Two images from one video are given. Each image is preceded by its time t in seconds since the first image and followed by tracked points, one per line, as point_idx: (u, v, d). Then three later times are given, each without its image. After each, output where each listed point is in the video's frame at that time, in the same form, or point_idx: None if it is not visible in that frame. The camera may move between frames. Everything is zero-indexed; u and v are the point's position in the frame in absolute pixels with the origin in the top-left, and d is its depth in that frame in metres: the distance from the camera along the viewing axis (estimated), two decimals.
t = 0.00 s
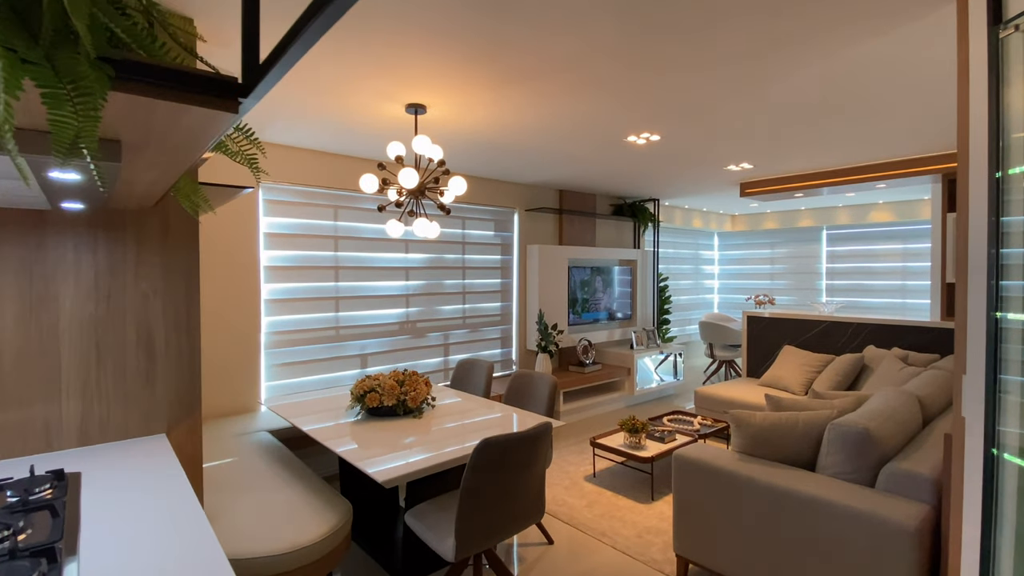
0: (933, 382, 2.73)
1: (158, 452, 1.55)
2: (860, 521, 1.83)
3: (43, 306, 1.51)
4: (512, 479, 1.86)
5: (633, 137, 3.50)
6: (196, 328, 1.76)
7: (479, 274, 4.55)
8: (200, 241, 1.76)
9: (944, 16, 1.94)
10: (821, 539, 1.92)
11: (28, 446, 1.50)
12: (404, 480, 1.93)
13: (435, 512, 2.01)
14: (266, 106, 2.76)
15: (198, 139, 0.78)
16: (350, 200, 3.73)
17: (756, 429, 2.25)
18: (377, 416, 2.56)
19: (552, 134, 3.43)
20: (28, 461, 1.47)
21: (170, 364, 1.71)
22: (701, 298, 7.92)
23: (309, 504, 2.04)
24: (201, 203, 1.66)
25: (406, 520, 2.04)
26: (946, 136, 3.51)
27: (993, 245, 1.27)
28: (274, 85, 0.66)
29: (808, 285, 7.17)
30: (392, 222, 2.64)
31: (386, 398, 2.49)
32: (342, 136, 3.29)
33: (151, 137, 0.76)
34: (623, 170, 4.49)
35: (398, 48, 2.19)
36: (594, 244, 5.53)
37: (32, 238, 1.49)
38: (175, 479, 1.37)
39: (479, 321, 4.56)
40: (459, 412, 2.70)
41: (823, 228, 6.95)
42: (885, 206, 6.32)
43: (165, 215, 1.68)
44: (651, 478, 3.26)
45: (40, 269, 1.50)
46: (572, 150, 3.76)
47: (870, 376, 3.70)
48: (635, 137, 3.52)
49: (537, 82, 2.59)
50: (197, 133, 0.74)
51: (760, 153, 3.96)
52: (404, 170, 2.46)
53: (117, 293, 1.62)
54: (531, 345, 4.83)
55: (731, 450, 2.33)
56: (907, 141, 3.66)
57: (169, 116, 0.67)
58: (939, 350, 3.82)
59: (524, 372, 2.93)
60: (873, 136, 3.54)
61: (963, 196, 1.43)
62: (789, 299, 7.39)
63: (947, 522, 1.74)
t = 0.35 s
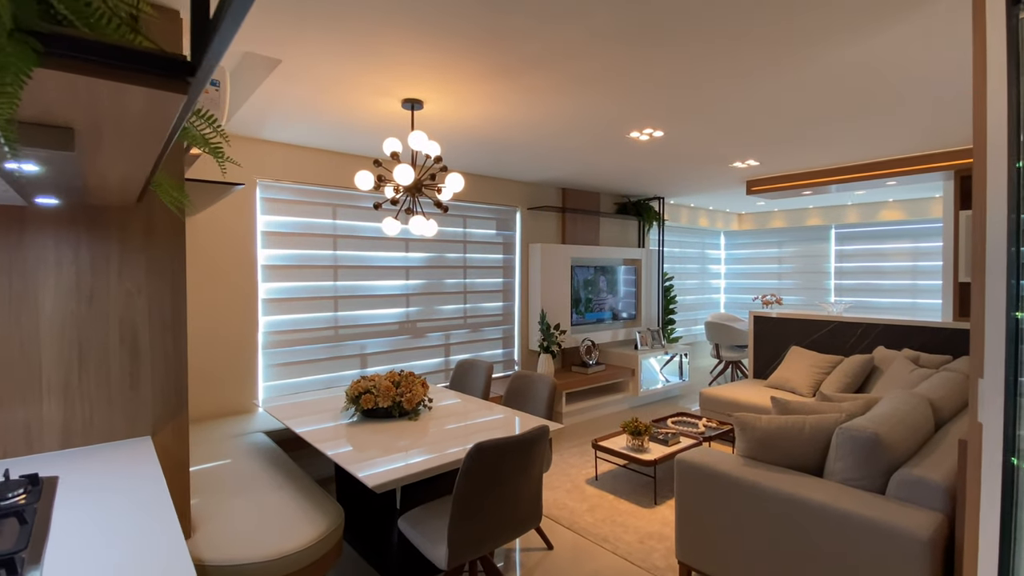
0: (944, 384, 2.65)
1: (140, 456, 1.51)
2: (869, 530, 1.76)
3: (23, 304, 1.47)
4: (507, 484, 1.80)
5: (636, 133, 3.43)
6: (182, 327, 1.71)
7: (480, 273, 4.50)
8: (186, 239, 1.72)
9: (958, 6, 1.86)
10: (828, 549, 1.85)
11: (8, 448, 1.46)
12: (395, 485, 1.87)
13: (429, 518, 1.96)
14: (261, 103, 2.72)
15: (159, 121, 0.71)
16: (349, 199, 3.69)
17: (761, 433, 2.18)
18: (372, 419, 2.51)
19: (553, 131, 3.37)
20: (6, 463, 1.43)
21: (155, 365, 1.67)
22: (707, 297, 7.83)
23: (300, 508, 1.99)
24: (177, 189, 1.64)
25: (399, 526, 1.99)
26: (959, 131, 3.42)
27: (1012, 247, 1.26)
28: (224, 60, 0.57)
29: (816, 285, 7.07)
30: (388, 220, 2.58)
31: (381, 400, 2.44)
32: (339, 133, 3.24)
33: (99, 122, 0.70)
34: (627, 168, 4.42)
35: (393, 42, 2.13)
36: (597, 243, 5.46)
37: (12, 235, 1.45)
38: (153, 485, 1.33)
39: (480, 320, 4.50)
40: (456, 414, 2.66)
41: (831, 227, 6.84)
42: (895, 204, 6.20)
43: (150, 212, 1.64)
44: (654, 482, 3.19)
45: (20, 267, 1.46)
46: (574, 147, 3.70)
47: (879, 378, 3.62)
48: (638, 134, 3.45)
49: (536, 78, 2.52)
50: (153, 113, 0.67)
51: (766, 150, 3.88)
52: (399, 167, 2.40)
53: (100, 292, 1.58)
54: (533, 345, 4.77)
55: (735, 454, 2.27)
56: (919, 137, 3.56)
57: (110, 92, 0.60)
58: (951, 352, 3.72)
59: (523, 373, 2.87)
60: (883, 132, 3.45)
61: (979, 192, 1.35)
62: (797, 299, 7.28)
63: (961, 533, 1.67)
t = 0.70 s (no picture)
0: (972, 390, 2.51)
1: (130, 460, 1.49)
2: (888, 547, 1.65)
3: (14, 305, 1.46)
4: (505, 491, 1.75)
5: (647, 130, 3.34)
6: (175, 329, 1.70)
7: (489, 273, 4.45)
8: (180, 240, 1.70)
9: None
10: (845, 565, 1.75)
11: None
12: (391, 490, 1.82)
13: (428, 525, 1.91)
14: (264, 103, 2.70)
15: (104, 109, 0.66)
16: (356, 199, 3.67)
17: (774, 441, 2.08)
18: (373, 422, 2.47)
19: (561, 129, 3.30)
20: None
21: (148, 367, 1.65)
22: (724, 298, 7.66)
23: (297, 513, 1.96)
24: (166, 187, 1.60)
25: (398, 532, 1.94)
26: (988, 124, 3.25)
27: None
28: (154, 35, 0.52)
29: (838, 285, 6.86)
30: (391, 220, 2.54)
31: (382, 403, 2.40)
32: (345, 132, 3.22)
33: (43, 112, 0.66)
34: (639, 166, 4.33)
35: (392, 41, 2.09)
36: (610, 242, 5.37)
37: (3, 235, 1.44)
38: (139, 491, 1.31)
39: (489, 322, 4.45)
40: (459, 417, 2.61)
41: (853, 225, 6.64)
42: (921, 201, 5.98)
43: (142, 212, 1.62)
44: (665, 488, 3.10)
45: (11, 268, 1.45)
46: (583, 144, 3.62)
47: (902, 382, 3.47)
48: (649, 130, 3.36)
49: (541, 75, 2.46)
50: (93, 102, 0.63)
51: (783, 146, 3.75)
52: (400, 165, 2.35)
53: (92, 293, 1.56)
54: (544, 346, 4.71)
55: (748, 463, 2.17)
56: (944, 130, 3.40)
57: (41, 80, 0.55)
58: (980, 356, 3.55)
59: (528, 376, 2.80)
60: (906, 126, 3.30)
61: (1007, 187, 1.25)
62: (818, 299, 7.08)
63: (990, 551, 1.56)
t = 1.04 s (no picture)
0: None
1: (141, 462, 1.50)
2: None
3: (32, 310, 1.49)
4: (515, 503, 1.69)
5: (672, 127, 3.23)
6: (188, 331, 1.71)
7: (512, 275, 4.40)
8: (193, 244, 1.72)
9: None
10: None
11: (16, 451, 1.48)
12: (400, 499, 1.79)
13: (439, 534, 1.87)
14: (284, 107, 2.73)
15: (69, 116, 0.65)
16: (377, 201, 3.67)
17: (804, 455, 1.96)
18: (389, 425, 2.46)
19: (583, 128, 3.22)
20: (15, 466, 1.45)
21: (161, 371, 1.67)
22: (757, 300, 7.40)
23: (309, 517, 1.96)
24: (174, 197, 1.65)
25: (409, 540, 1.91)
26: None
27: None
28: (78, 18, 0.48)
29: (880, 287, 6.53)
30: (407, 222, 2.52)
31: (397, 407, 2.39)
32: (365, 135, 3.22)
33: (8, 119, 0.65)
34: (665, 164, 4.20)
35: (405, 44, 2.06)
36: (636, 243, 5.24)
37: (20, 239, 1.47)
38: (142, 494, 1.31)
39: (512, 324, 4.40)
40: (475, 422, 2.57)
41: (897, 224, 6.30)
42: (971, 198, 5.63)
43: (155, 217, 1.64)
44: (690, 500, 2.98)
45: (28, 272, 1.48)
46: (606, 143, 3.53)
47: (950, 392, 3.25)
48: (674, 127, 3.24)
49: (559, 74, 2.39)
50: (54, 108, 0.61)
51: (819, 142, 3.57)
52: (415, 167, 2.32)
53: (107, 297, 1.59)
54: (567, 349, 4.63)
55: (776, 478, 2.06)
56: (997, 122, 3.17)
57: None
58: None
59: (547, 381, 2.74)
60: (954, 118, 3.09)
61: None
62: (859, 302, 6.76)
63: None
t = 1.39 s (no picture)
0: None
1: (170, 461, 1.54)
2: None
3: (70, 311, 1.54)
4: (538, 513, 1.64)
5: (711, 122, 3.08)
6: (218, 333, 1.74)
7: (545, 276, 4.34)
8: (223, 247, 1.75)
9: None
10: None
11: (55, 447, 1.53)
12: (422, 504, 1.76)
13: (463, 541, 1.84)
14: (317, 112, 2.77)
15: (59, 119, 0.65)
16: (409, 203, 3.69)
17: (853, 472, 1.83)
18: (416, 427, 2.45)
19: (616, 125, 3.12)
20: (54, 461, 1.51)
21: (192, 371, 1.71)
22: (806, 302, 7.05)
23: (334, 518, 1.97)
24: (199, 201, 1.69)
25: (432, 546, 1.88)
26: None
27: None
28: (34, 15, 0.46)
29: (943, 289, 6.09)
30: (435, 224, 2.51)
31: (424, 409, 2.38)
32: (397, 137, 3.24)
33: (4, 122, 0.65)
34: (705, 161, 4.04)
35: (432, 45, 2.04)
36: (675, 243, 5.08)
37: (59, 243, 1.52)
38: (166, 492, 1.34)
39: (545, 326, 4.34)
40: (504, 426, 2.53)
41: (962, 221, 5.86)
42: None
43: (186, 220, 1.68)
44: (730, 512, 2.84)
45: (67, 274, 1.53)
46: (641, 140, 3.42)
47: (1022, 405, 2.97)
48: (713, 123, 3.10)
49: (589, 71, 2.32)
50: (42, 111, 0.61)
51: (872, 135, 3.34)
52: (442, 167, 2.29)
53: (140, 298, 1.63)
54: (602, 352, 4.53)
55: (821, 495, 1.92)
56: None
57: None
58: None
59: (578, 386, 2.67)
60: None
61: None
62: (918, 305, 6.33)
63: None
